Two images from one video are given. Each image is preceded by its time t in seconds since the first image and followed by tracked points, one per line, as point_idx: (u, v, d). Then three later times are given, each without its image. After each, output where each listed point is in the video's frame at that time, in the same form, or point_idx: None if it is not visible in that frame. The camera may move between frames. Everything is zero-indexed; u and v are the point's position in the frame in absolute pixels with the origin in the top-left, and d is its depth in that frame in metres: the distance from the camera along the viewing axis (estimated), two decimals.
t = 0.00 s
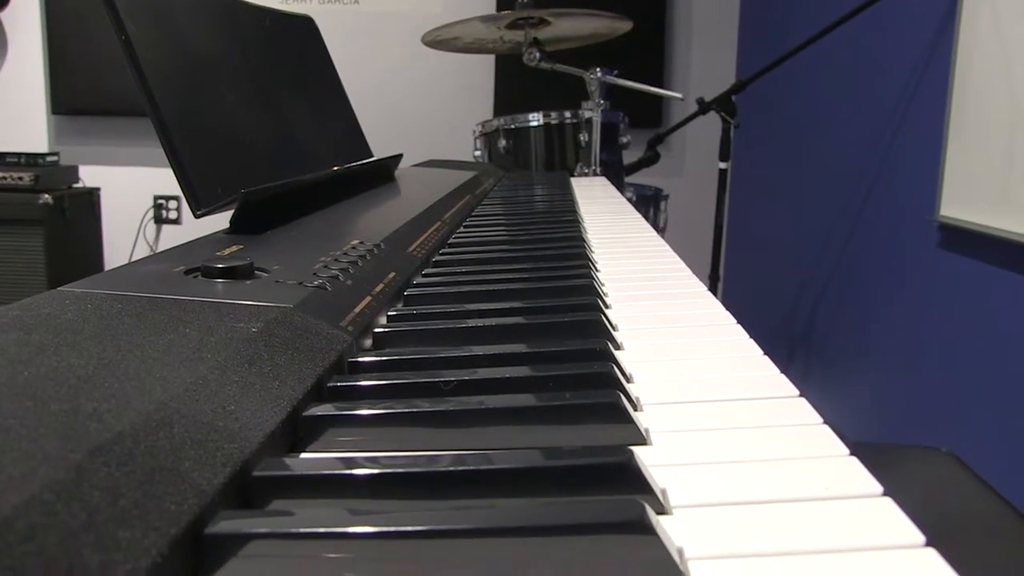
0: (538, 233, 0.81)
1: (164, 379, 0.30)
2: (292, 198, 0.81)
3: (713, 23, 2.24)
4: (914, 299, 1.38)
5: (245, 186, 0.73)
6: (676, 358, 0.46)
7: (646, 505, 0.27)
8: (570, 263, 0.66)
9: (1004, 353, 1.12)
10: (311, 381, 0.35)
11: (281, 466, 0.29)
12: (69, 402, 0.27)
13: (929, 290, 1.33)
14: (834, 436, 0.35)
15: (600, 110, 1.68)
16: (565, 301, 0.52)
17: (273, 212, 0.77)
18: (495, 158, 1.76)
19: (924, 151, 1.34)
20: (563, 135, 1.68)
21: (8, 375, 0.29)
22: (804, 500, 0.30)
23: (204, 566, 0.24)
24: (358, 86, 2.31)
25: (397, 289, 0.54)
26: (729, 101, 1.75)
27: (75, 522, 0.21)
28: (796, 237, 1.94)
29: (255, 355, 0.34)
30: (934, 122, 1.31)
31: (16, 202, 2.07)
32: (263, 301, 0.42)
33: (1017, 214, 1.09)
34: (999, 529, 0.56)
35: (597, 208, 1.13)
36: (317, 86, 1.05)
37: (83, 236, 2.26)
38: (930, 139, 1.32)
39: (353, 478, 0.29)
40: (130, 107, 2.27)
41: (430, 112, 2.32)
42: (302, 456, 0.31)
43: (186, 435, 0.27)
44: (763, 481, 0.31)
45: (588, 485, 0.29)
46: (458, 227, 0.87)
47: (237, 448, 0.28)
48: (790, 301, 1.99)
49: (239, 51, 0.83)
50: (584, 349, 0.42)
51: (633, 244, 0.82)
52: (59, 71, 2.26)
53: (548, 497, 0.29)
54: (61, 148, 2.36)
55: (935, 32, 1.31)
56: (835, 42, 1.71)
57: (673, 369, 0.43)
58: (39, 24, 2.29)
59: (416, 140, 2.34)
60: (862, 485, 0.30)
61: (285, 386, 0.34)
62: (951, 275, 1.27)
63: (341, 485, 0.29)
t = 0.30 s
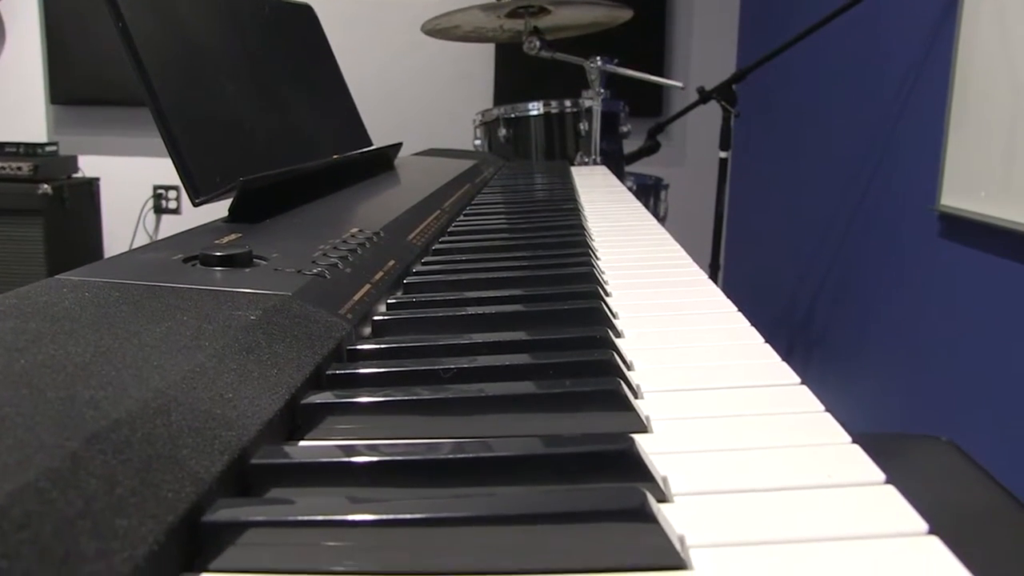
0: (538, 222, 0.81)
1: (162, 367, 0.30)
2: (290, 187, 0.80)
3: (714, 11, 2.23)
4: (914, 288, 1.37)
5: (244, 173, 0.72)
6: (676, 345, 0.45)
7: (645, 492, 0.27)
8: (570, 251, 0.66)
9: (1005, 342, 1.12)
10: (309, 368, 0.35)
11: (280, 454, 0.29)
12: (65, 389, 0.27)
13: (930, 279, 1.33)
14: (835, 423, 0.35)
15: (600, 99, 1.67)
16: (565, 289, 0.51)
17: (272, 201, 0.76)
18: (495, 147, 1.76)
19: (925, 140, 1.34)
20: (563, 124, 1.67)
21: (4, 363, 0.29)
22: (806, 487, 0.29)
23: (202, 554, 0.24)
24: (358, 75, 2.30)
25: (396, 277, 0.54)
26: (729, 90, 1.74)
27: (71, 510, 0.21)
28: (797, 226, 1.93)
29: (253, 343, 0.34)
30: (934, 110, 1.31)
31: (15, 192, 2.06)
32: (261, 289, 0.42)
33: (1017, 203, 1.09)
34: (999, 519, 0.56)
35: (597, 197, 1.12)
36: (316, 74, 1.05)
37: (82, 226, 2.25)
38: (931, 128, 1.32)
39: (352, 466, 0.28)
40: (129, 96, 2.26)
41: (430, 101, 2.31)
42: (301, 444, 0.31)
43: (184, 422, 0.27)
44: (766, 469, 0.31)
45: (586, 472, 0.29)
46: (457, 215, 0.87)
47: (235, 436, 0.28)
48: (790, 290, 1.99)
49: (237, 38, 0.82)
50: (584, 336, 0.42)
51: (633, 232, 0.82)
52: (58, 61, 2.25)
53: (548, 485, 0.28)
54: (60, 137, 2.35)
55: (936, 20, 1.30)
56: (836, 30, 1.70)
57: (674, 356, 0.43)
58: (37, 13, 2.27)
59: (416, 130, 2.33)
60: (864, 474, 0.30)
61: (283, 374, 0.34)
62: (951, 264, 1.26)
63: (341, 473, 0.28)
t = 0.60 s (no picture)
0: (538, 211, 0.80)
1: (159, 356, 0.30)
2: (289, 176, 0.80)
3: None
4: (915, 277, 1.37)
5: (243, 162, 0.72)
6: (678, 333, 0.45)
7: (646, 480, 0.27)
8: (571, 240, 0.65)
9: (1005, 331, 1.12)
10: (309, 357, 0.35)
11: (280, 443, 0.29)
12: (62, 378, 0.27)
13: (930, 268, 1.32)
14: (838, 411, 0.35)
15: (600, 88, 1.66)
16: (565, 278, 0.51)
17: (272, 190, 0.76)
18: (495, 137, 1.75)
19: (926, 129, 1.33)
20: (563, 114, 1.67)
21: None
22: (809, 476, 0.29)
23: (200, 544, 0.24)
24: (357, 65, 2.29)
25: (396, 266, 0.54)
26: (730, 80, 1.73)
27: (66, 499, 0.20)
28: (797, 215, 1.93)
29: (251, 331, 0.34)
30: (936, 99, 1.30)
31: (15, 182, 2.06)
32: (261, 278, 0.41)
33: (1017, 192, 1.08)
34: (999, 508, 0.56)
35: (598, 186, 1.12)
36: (316, 63, 1.04)
37: (82, 217, 2.25)
38: (932, 117, 1.31)
39: (352, 454, 0.28)
40: (128, 85, 2.24)
41: (431, 91, 2.30)
42: (301, 433, 0.31)
43: (182, 411, 0.27)
44: (768, 457, 0.31)
45: (586, 461, 0.29)
46: (457, 205, 0.86)
47: (233, 424, 0.28)
48: (790, 279, 1.99)
49: (235, 27, 0.82)
50: (585, 324, 0.42)
51: (634, 222, 0.82)
52: (57, 51, 2.24)
53: (548, 474, 0.28)
54: (59, 128, 2.34)
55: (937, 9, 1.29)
56: (837, 18, 1.69)
57: (675, 345, 0.43)
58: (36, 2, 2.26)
59: (416, 120, 2.32)
60: (867, 462, 0.30)
61: (281, 363, 0.33)
62: (952, 253, 1.26)
63: (341, 462, 0.28)
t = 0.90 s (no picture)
0: (537, 200, 0.80)
1: (156, 343, 0.29)
2: (288, 164, 0.79)
3: None
4: (914, 266, 1.37)
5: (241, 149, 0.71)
6: (678, 321, 0.45)
7: (648, 467, 0.27)
8: (570, 229, 0.65)
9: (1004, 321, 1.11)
10: (308, 346, 0.35)
11: (278, 431, 0.28)
12: (59, 366, 0.27)
13: (930, 258, 1.32)
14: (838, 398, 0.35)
15: (600, 78, 1.65)
16: (565, 266, 0.51)
17: (270, 178, 0.76)
18: (495, 126, 1.74)
19: (926, 118, 1.33)
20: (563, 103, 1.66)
21: None
22: (811, 463, 0.29)
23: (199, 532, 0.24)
24: (356, 54, 2.28)
25: (395, 254, 0.54)
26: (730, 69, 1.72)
27: (61, 487, 0.20)
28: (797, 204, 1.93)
29: (250, 318, 0.34)
30: (936, 88, 1.30)
31: (14, 172, 2.05)
32: (259, 265, 0.41)
33: (1017, 181, 1.08)
34: (997, 498, 0.56)
35: (597, 175, 1.11)
36: (314, 52, 1.03)
37: (82, 207, 2.24)
38: (933, 106, 1.31)
39: (351, 442, 0.28)
40: (126, 75, 2.23)
41: (430, 80, 2.29)
42: (301, 421, 0.31)
43: (179, 399, 0.26)
44: (769, 445, 0.30)
45: (587, 450, 0.29)
46: (456, 193, 0.86)
47: (231, 411, 0.28)
48: (790, 268, 1.99)
49: (232, 15, 0.81)
50: (584, 312, 0.41)
51: (633, 211, 0.81)
52: (55, 40, 2.23)
53: (548, 462, 0.28)
54: (58, 118, 2.33)
55: None
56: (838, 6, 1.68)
57: (675, 332, 0.43)
58: None
59: (416, 109, 2.31)
60: (869, 450, 0.30)
61: (280, 350, 0.33)
62: (951, 243, 1.26)
63: (340, 449, 0.28)
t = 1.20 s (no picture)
0: (536, 185, 0.80)
1: (152, 328, 0.29)
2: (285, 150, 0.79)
3: None
4: (914, 253, 1.37)
5: (238, 134, 0.71)
6: (678, 306, 0.45)
7: (648, 453, 0.26)
8: (569, 214, 0.65)
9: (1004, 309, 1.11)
10: (305, 331, 0.35)
11: (275, 417, 0.28)
12: (53, 351, 0.26)
13: (929, 244, 1.32)
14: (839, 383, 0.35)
15: (600, 65, 1.64)
16: (564, 251, 0.51)
17: (268, 163, 0.75)
18: (494, 113, 1.73)
19: (926, 105, 1.32)
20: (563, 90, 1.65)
21: None
22: (813, 448, 0.29)
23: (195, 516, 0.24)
24: (354, 40, 2.26)
25: (394, 239, 0.53)
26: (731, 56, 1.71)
27: (55, 473, 0.20)
28: (796, 190, 1.92)
29: (246, 303, 0.34)
30: (937, 75, 1.29)
31: (12, 160, 2.04)
32: (256, 250, 0.41)
33: (1017, 169, 1.07)
34: (999, 486, 0.56)
35: (598, 162, 1.11)
36: (312, 36, 1.02)
37: (81, 195, 2.23)
38: (933, 93, 1.30)
39: (349, 427, 0.28)
40: (124, 62, 2.22)
41: (429, 67, 2.27)
42: (299, 406, 0.30)
43: (174, 384, 0.26)
44: (771, 430, 0.30)
45: (587, 436, 0.28)
46: (455, 179, 0.86)
47: (228, 397, 0.27)
48: (790, 254, 1.99)
49: None
50: (584, 297, 0.41)
51: (633, 197, 0.81)
52: (52, 27, 2.21)
53: (547, 448, 0.28)
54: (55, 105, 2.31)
55: None
56: None
57: (675, 317, 0.43)
58: None
59: (415, 96, 2.30)
60: (870, 435, 0.30)
61: (276, 335, 0.33)
62: (951, 230, 1.26)
63: (338, 435, 0.28)
